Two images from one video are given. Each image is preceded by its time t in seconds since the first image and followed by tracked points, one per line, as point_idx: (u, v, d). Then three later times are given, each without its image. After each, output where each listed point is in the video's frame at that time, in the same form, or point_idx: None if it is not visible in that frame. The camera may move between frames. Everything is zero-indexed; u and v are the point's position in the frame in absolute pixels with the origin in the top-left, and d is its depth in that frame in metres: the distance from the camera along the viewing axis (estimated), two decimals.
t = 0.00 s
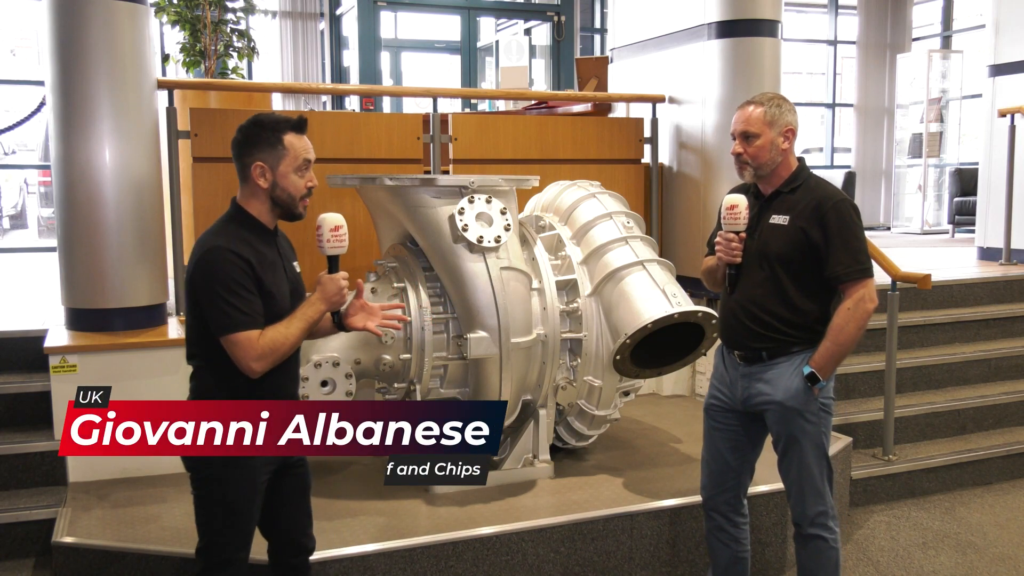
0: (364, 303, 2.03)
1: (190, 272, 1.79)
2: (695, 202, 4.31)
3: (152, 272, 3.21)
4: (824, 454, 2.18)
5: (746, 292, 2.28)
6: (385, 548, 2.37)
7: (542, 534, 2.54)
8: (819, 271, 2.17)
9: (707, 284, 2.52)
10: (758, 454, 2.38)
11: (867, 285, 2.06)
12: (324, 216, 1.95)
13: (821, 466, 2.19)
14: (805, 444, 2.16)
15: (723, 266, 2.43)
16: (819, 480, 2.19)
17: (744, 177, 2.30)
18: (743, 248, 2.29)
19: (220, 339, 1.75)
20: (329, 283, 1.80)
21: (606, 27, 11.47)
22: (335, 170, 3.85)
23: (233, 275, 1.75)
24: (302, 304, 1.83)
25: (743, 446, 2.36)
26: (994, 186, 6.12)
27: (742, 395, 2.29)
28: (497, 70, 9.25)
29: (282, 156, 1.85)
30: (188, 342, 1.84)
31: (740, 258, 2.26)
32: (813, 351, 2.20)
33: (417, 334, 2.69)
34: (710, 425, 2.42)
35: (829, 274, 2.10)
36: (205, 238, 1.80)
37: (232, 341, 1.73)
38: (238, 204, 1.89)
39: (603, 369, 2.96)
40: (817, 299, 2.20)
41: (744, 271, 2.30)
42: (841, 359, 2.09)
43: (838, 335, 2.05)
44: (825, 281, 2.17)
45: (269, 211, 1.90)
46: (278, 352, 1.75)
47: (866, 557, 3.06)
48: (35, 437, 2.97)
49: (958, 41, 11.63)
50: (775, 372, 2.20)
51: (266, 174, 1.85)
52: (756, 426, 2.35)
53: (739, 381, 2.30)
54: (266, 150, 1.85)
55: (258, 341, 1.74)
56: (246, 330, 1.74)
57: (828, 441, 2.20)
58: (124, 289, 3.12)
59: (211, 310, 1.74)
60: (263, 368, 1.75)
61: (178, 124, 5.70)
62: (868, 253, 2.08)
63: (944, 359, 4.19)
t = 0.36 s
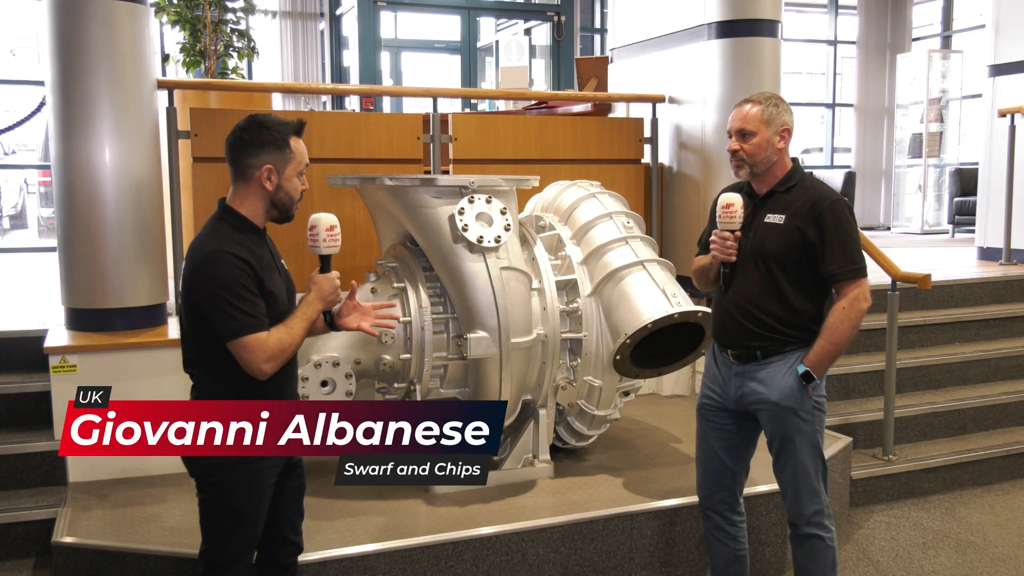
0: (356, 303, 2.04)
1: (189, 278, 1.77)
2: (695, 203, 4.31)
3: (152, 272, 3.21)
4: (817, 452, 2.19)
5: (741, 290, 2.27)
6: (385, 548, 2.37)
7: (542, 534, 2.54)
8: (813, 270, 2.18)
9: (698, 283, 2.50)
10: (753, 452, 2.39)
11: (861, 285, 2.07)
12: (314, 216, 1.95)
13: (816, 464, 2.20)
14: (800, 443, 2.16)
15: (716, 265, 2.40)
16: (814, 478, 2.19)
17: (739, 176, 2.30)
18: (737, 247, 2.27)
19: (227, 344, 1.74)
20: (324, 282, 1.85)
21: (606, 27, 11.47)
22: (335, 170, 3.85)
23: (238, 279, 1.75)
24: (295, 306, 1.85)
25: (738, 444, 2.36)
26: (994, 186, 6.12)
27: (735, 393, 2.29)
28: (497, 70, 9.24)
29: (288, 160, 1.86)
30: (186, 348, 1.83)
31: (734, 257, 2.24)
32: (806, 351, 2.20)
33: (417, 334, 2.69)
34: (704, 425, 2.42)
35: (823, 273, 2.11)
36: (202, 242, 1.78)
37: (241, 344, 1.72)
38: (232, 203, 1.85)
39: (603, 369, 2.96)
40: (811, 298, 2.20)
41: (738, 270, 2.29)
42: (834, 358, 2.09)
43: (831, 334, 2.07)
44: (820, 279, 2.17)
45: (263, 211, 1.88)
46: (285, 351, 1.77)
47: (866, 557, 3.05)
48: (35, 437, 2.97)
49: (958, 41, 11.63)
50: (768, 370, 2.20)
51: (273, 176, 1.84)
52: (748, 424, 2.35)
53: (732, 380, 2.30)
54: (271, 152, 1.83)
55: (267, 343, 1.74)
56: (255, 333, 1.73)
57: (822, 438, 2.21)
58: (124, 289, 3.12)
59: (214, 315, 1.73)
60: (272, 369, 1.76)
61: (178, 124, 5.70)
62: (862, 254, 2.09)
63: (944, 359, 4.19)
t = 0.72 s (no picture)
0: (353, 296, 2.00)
1: (199, 280, 1.76)
2: (695, 202, 4.31)
3: (152, 272, 3.21)
4: (812, 452, 2.19)
5: (739, 289, 2.26)
6: (385, 548, 2.37)
7: (542, 533, 2.54)
8: (811, 270, 2.18)
9: (694, 282, 2.48)
10: (750, 451, 2.40)
11: (858, 285, 2.08)
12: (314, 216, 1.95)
13: (811, 465, 2.20)
14: (794, 443, 2.16)
15: (714, 263, 2.39)
16: (808, 479, 2.19)
17: (739, 177, 2.30)
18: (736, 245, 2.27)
19: (239, 346, 1.74)
20: (328, 282, 1.88)
21: (606, 27, 11.46)
22: (334, 170, 3.85)
23: (249, 281, 1.75)
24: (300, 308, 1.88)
25: (735, 443, 2.37)
26: (994, 186, 6.11)
27: (730, 392, 2.29)
28: (497, 70, 9.24)
29: (295, 161, 1.86)
30: (194, 351, 1.82)
31: (734, 255, 2.24)
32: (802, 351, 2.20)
33: (417, 334, 2.69)
34: (700, 424, 2.42)
35: (821, 273, 2.11)
36: (210, 244, 1.77)
37: (255, 346, 1.72)
38: (238, 204, 1.85)
39: (603, 369, 2.96)
40: (808, 298, 2.20)
41: (736, 268, 2.29)
42: (830, 358, 2.10)
43: (827, 334, 2.07)
44: (818, 279, 2.17)
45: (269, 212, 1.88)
46: (297, 351, 1.79)
47: (866, 557, 3.05)
48: (35, 437, 2.97)
49: (958, 41, 11.64)
50: (763, 369, 2.20)
51: (280, 178, 1.84)
52: (744, 423, 2.36)
53: (727, 378, 2.30)
54: (279, 154, 1.83)
55: (281, 343, 1.75)
56: (269, 334, 1.74)
57: (817, 438, 2.21)
58: (124, 289, 3.12)
59: (227, 317, 1.73)
60: (285, 369, 1.77)
61: (178, 124, 5.70)
62: (860, 255, 2.09)
63: (944, 359, 4.19)
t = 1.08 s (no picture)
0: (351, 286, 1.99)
1: (199, 281, 1.76)
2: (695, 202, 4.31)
3: (152, 272, 3.21)
4: (808, 453, 2.19)
5: (735, 288, 2.26)
6: (385, 548, 2.37)
7: (542, 533, 2.54)
8: (805, 270, 2.18)
9: (687, 281, 2.47)
10: (747, 450, 2.40)
11: (852, 286, 2.08)
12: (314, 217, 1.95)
13: (805, 465, 2.20)
14: (789, 443, 2.17)
15: (709, 262, 2.38)
16: (804, 480, 2.19)
17: (734, 178, 2.30)
18: (731, 245, 2.27)
19: (241, 347, 1.74)
20: (330, 284, 1.88)
21: (606, 27, 11.46)
22: (334, 170, 3.85)
23: (253, 283, 1.75)
24: (302, 310, 1.88)
25: (732, 442, 2.37)
26: (994, 186, 6.12)
27: (725, 391, 2.28)
28: (497, 70, 9.25)
29: (296, 163, 1.86)
30: (193, 352, 1.82)
31: (729, 254, 2.23)
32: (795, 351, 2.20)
33: (417, 334, 2.69)
34: (696, 423, 2.42)
35: (816, 273, 2.11)
36: (210, 245, 1.76)
37: (257, 347, 1.72)
38: (239, 205, 1.85)
39: (604, 369, 2.96)
40: (802, 298, 2.20)
41: (732, 267, 2.29)
42: (824, 359, 2.10)
43: (822, 334, 2.08)
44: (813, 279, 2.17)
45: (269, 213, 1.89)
46: (300, 352, 1.78)
47: (866, 557, 3.05)
48: (35, 436, 2.97)
49: (958, 41, 11.64)
50: (758, 369, 2.20)
51: (282, 179, 1.84)
52: (740, 423, 2.36)
53: (721, 378, 2.30)
54: (279, 154, 1.83)
55: (283, 344, 1.75)
56: (271, 334, 1.74)
57: (812, 439, 2.22)
58: (124, 289, 3.12)
59: (228, 318, 1.72)
60: (288, 370, 1.77)
61: (178, 124, 5.70)
62: (855, 256, 2.10)
63: (944, 359, 4.19)
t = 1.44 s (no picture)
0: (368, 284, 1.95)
1: (219, 275, 1.77)
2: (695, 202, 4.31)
3: (152, 272, 3.21)
4: (806, 452, 2.19)
5: (731, 288, 2.26)
6: (385, 548, 2.37)
7: (542, 534, 2.54)
8: (800, 270, 2.18)
9: (686, 281, 2.47)
10: (747, 449, 2.40)
11: (846, 285, 2.08)
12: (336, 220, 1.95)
13: (803, 465, 2.20)
14: (786, 443, 2.17)
15: (706, 262, 2.37)
16: (802, 479, 2.19)
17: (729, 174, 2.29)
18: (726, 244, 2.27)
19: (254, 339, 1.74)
20: (346, 284, 1.87)
21: (606, 27, 11.46)
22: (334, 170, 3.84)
23: (271, 278, 1.75)
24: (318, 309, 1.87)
25: (730, 440, 2.37)
26: (994, 186, 6.11)
27: (722, 391, 2.29)
28: (497, 70, 9.25)
29: (316, 163, 1.86)
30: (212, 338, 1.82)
31: (724, 254, 2.23)
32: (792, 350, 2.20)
33: (417, 334, 2.69)
34: (696, 422, 2.42)
35: (809, 273, 2.11)
36: (231, 241, 1.78)
37: (271, 340, 1.72)
38: (261, 203, 1.85)
39: (603, 369, 2.96)
40: (797, 297, 2.20)
41: (727, 266, 2.29)
42: (819, 358, 2.10)
43: (817, 334, 2.07)
44: (808, 278, 2.17)
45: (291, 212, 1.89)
46: (313, 348, 1.78)
47: (866, 557, 3.05)
48: (35, 437, 2.97)
49: (958, 41, 11.64)
50: (755, 369, 2.20)
51: (301, 178, 1.85)
52: (739, 422, 2.36)
53: (718, 377, 2.30)
54: (300, 153, 1.83)
55: (295, 339, 1.75)
56: (284, 328, 1.74)
57: (810, 438, 2.21)
58: (124, 289, 3.12)
59: (246, 312, 1.73)
60: (299, 365, 1.76)
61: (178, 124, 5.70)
62: (848, 256, 2.09)
63: (944, 359, 4.20)
